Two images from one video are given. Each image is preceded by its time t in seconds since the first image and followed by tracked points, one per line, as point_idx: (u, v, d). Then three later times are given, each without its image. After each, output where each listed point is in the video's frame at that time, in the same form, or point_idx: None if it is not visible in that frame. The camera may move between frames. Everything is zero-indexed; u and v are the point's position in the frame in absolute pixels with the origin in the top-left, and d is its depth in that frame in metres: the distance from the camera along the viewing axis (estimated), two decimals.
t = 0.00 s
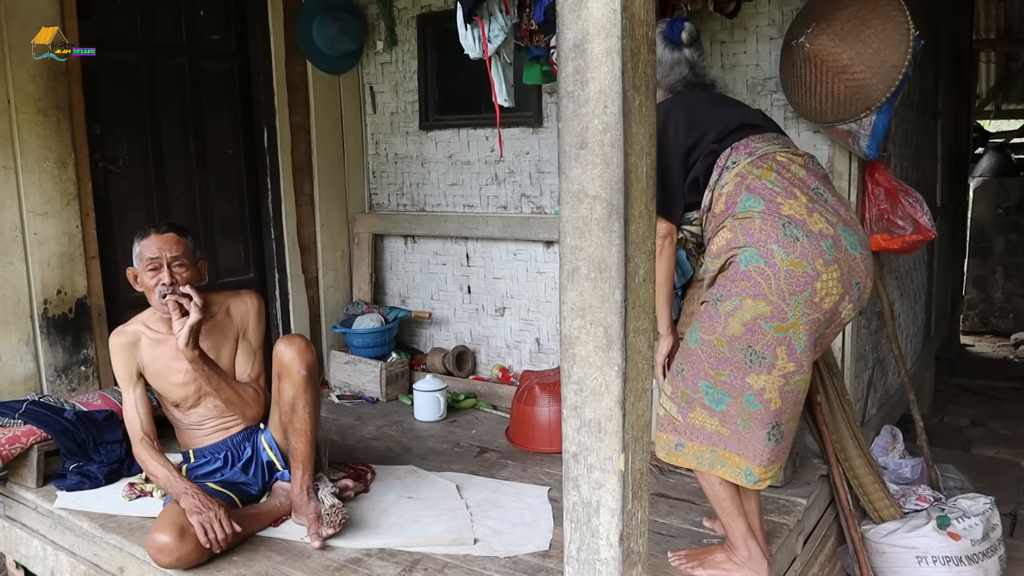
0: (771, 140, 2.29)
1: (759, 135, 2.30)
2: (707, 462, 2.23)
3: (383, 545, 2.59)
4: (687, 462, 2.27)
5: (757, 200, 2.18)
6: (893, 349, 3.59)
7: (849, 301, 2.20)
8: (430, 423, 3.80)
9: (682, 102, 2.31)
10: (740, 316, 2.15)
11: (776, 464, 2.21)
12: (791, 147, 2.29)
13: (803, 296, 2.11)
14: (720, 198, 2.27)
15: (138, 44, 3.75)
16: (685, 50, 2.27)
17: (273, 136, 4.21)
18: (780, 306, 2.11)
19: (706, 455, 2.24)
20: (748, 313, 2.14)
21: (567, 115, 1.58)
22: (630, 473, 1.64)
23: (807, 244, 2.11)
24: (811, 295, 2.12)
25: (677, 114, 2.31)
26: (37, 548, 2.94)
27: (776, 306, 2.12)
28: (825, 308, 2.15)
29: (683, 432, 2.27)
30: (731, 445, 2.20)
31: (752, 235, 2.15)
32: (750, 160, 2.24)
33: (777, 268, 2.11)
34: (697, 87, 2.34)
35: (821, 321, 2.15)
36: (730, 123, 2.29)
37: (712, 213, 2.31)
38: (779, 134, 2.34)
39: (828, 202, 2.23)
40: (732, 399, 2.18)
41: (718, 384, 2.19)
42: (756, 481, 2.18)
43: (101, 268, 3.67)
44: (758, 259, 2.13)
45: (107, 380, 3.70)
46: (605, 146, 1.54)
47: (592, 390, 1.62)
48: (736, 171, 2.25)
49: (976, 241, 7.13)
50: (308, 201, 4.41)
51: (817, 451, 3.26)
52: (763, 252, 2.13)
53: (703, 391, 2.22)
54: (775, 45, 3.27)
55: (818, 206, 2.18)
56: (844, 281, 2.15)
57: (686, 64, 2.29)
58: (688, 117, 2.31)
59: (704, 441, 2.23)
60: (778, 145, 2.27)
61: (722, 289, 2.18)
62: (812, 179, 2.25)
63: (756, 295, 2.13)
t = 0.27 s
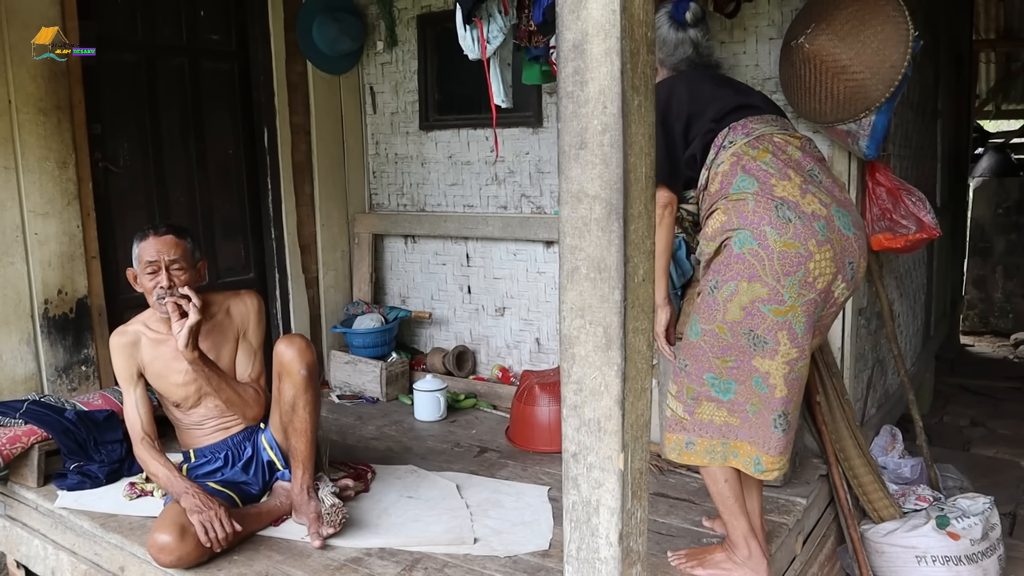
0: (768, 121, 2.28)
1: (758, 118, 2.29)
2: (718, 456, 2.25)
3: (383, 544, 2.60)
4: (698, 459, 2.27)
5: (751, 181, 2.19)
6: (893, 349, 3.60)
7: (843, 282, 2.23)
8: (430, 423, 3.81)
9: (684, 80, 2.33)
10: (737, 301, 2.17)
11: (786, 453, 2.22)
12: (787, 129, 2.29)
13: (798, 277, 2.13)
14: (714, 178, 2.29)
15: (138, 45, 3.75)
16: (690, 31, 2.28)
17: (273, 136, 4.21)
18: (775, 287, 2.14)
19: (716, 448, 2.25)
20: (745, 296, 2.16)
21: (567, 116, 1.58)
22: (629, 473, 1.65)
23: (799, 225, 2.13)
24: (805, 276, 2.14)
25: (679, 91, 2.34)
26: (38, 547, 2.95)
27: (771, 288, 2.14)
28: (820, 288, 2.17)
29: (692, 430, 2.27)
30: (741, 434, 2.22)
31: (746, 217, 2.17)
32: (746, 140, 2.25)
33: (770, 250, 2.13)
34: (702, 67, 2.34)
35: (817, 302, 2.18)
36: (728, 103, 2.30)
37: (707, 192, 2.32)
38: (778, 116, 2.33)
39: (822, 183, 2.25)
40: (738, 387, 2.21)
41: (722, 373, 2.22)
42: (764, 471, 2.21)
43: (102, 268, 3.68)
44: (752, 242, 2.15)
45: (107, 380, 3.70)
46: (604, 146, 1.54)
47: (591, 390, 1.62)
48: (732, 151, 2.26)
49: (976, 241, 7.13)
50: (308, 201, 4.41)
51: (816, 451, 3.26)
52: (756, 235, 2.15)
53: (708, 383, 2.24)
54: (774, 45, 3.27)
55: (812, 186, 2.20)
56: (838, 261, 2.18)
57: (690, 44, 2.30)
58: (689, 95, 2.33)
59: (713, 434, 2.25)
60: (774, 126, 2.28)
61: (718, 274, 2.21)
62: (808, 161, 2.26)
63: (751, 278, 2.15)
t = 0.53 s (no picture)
0: (767, 109, 2.29)
1: (757, 106, 2.30)
2: (729, 448, 2.25)
3: (385, 543, 2.60)
4: (709, 455, 2.26)
5: (749, 168, 2.20)
6: (893, 348, 3.60)
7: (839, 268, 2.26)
8: (431, 423, 3.81)
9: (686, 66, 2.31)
10: (738, 287, 2.18)
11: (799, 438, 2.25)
12: (786, 118, 2.30)
13: (796, 262, 2.15)
14: (712, 164, 2.29)
15: (139, 45, 3.76)
16: (692, 18, 2.28)
17: (274, 135, 4.21)
18: (776, 273, 2.16)
19: (726, 440, 2.25)
20: (746, 282, 2.18)
21: (569, 115, 1.58)
22: (631, 471, 1.65)
23: (796, 211, 2.15)
24: (803, 262, 2.16)
25: (681, 76, 2.32)
26: (40, 546, 2.95)
27: (771, 274, 2.16)
28: (819, 273, 2.19)
29: (701, 426, 2.26)
30: (749, 420, 2.25)
31: (743, 204, 2.19)
32: (745, 127, 2.25)
33: (768, 236, 2.15)
34: (703, 54, 2.34)
35: (817, 287, 2.20)
36: (729, 90, 2.29)
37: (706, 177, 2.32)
38: (776, 105, 2.34)
39: (818, 170, 2.28)
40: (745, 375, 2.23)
41: (727, 363, 2.23)
42: (776, 452, 2.23)
43: (103, 268, 3.68)
44: (750, 229, 2.17)
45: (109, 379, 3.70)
46: (607, 145, 1.54)
47: (594, 388, 1.62)
48: (730, 138, 2.26)
49: (976, 240, 7.14)
50: (309, 200, 4.41)
51: (817, 450, 3.26)
52: (754, 222, 2.17)
53: (714, 375, 2.24)
54: (775, 45, 3.27)
55: (808, 173, 2.22)
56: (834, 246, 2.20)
57: (692, 32, 2.30)
58: (691, 80, 2.31)
59: (722, 427, 2.25)
60: (773, 114, 2.29)
61: (719, 263, 2.22)
62: (805, 149, 2.28)
63: (751, 264, 2.17)
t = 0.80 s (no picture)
0: (769, 103, 2.29)
1: (759, 99, 2.30)
2: (735, 442, 2.26)
3: (386, 542, 2.60)
4: (716, 451, 2.26)
5: (751, 160, 2.21)
6: (894, 347, 3.60)
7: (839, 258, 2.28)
8: (432, 422, 3.81)
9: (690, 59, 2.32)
10: (742, 279, 2.19)
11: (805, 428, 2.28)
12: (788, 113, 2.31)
13: (798, 253, 2.16)
14: (714, 157, 2.29)
15: (140, 44, 3.76)
16: (695, 14, 2.26)
17: (275, 135, 4.21)
18: (778, 263, 2.16)
19: (732, 436, 2.25)
20: (749, 273, 2.18)
21: (571, 113, 1.59)
22: (633, 469, 1.65)
23: (797, 203, 2.16)
24: (805, 252, 2.17)
25: (685, 70, 2.32)
26: (41, 545, 2.96)
27: (774, 264, 2.17)
28: (819, 264, 2.21)
29: (706, 424, 2.27)
30: (752, 412, 2.29)
31: (745, 196, 2.19)
32: (747, 121, 2.25)
33: (770, 227, 2.16)
34: (706, 49, 2.34)
35: (819, 277, 2.21)
36: (732, 84, 2.30)
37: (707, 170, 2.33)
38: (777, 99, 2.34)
39: (817, 162, 2.29)
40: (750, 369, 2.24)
41: (732, 358, 2.23)
42: (779, 439, 2.27)
43: (104, 267, 3.68)
44: (752, 221, 2.17)
45: (110, 378, 3.71)
46: (609, 143, 1.55)
47: (595, 386, 1.62)
48: (732, 131, 2.26)
49: (976, 240, 7.14)
50: (310, 200, 4.42)
51: (818, 449, 3.27)
52: (756, 214, 2.17)
53: (719, 372, 2.24)
54: (776, 44, 3.27)
55: (807, 165, 2.23)
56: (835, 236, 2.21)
57: (695, 27, 2.29)
58: (694, 74, 2.31)
59: (727, 422, 2.26)
60: (775, 109, 2.29)
61: (721, 257, 2.22)
62: (804, 143, 2.29)
63: (754, 256, 2.18)
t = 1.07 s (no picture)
0: (772, 100, 2.31)
1: (763, 96, 2.32)
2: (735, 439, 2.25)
3: (388, 542, 2.60)
4: (716, 447, 2.25)
5: (756, 156, 2.21)
6: (896, 347, 3.60)
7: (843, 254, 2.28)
8: (434, 422, 3.81)
9: (695, 57, 2.30)
10: (747, 273, 2.19)
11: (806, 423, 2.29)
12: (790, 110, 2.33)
13: (802, 247, 2.16)
14: (719, 152, 2.29)
15: (141, 44, 3.76)
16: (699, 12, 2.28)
17: (276, 134, 4.21)
18: (783, 258, 2.16)
19: (731, 432, 2.25)
20: (754, 267, 2.18)
21: (574, 113, 1.58)
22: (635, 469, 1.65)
23: (802, 198, 2.17)
24: (809, 247, 2.17)
25: (690, 66, 2.30)
26: (43, 545, 2.97)
27: (779, 258, 2.17)
28: (824, 259, 2.21)
29: (707, 419, 2.26)
30: (752, 409, 2.28)
31: (750, 191, 2.18)
32: (751, 117, 2.26)
33: (775, 221, 2.16)
34: (709, 46, 2.33)
35: (823, 272, 2.21)
36: (737, 79, 2.31)
37: (711, 165, 2.32)
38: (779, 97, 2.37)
39: (820, 158, 2.29)
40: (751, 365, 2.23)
41: (734, 354, 2.22)
42: (778, 434, 2.28)
43: (106, 266, 3.68)
44: (757, 216, 2.17)
45: (111, 378, 3.71)
46: (611, 143, 1.54)
47: (598, 386, 1.62)
48: (737, 127, 2.26)
49: (978, 240, 7.13)
50: (311, 200, 4.42)
51: (820, 449, 3.26)
52: (761, 209, 2.17)
53: (721, 367, 2.23)
54: (778, 44, 3.26)
55: (811, 161, 2.24)
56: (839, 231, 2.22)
57: (698, 25, 2.30)
58: (700, 69, 2.30)
59: (727, 418, 2.25)
60: (777, 105, 2.30)
61: (726, 251, 2.21)
62: (808, 139, 2.30)
63: (759, 250, 2.17)
